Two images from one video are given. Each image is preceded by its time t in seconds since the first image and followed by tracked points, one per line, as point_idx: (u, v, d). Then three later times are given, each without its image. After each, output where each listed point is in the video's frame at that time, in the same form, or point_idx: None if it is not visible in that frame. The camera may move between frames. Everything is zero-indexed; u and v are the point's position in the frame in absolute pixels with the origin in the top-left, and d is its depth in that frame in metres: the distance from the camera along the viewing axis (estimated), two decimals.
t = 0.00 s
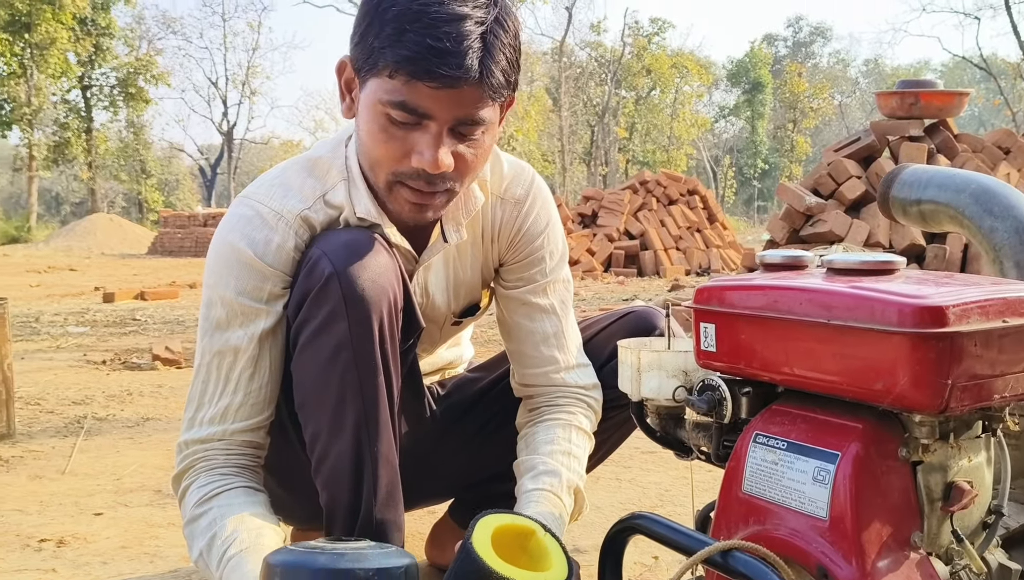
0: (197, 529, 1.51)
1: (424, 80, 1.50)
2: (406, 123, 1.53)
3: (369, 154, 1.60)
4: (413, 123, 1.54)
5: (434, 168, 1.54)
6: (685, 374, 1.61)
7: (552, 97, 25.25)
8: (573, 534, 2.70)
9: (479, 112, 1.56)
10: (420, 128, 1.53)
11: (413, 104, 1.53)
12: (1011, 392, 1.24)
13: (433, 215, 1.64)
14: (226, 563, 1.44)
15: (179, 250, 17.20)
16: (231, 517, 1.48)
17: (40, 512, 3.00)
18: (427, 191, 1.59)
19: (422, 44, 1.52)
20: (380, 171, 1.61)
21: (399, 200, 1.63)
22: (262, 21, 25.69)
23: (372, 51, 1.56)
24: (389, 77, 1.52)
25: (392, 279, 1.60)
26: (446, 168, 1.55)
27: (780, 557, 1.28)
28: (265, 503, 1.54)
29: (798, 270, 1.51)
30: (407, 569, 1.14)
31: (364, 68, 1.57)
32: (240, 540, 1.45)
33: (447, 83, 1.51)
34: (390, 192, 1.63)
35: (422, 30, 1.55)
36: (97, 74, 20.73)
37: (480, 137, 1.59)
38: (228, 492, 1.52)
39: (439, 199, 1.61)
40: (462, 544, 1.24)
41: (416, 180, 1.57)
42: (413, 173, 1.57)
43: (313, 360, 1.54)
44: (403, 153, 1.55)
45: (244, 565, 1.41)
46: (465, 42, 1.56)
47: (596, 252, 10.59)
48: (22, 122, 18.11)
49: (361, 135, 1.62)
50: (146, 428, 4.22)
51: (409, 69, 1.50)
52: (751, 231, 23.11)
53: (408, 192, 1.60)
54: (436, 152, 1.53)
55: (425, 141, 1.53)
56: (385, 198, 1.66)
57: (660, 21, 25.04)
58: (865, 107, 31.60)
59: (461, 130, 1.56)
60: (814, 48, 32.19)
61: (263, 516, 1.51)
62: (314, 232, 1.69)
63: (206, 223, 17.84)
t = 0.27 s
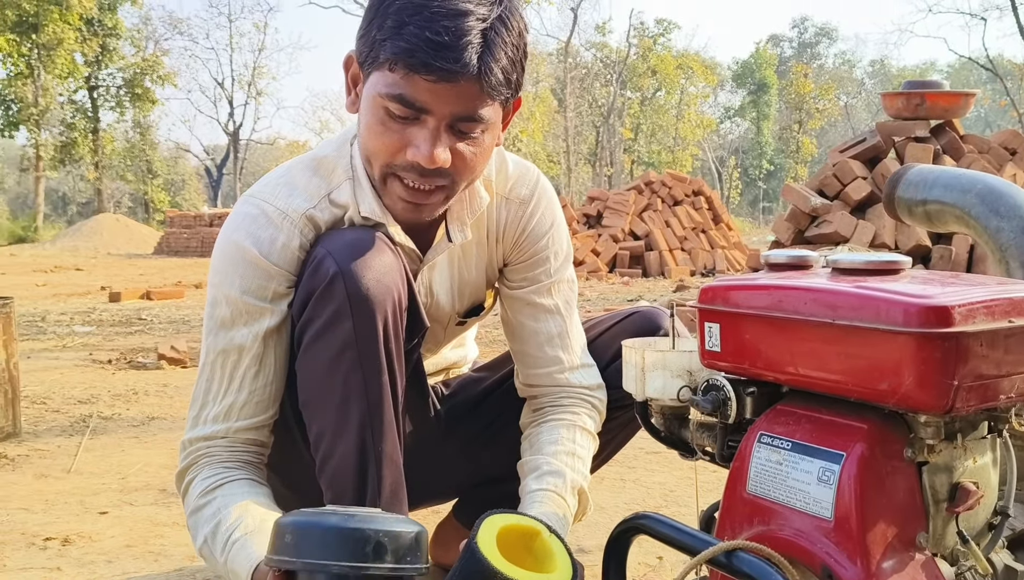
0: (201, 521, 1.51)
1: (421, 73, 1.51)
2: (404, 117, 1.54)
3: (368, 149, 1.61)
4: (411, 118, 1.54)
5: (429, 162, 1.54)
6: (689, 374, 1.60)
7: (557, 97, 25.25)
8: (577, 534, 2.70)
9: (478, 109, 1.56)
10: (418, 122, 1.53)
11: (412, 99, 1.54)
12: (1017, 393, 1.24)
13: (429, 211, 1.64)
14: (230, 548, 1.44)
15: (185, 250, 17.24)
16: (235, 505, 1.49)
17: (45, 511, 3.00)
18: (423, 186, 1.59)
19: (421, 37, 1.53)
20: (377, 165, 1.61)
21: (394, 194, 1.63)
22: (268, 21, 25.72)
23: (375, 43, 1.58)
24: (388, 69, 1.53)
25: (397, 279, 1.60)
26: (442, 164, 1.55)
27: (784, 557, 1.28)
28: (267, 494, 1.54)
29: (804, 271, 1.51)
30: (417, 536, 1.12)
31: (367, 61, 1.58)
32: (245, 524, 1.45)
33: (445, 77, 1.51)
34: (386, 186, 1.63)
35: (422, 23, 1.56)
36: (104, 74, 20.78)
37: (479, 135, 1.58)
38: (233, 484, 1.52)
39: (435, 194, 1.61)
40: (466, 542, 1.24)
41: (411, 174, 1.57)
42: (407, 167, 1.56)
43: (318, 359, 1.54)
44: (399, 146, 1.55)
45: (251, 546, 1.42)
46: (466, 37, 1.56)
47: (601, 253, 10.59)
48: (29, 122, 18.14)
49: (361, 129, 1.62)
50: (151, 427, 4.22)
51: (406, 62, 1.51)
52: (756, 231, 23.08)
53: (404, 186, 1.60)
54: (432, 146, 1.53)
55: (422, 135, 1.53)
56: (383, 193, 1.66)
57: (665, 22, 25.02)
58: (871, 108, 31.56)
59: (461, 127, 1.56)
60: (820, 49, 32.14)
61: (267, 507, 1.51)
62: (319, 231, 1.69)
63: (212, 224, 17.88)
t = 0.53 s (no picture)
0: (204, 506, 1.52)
1: (424, 74, 1.51)
2: (408, 118, 1.53)
3: (373, 150, 1.60)
4: (415, 118, 1.54)
5: (435, 163, 1.53)
6: (692, 373, 1.60)
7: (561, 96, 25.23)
8: (580, 533, 2.70)
9: (482, 108, 1.55)
10: (422, 123, 1.53)
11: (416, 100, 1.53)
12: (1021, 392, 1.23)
13: (435, 211, 1.64)
14: (241, 506, 1.45)
15: (189, 249, 17.26)
16: (242, 478, 1.50)
17: (49, 508, 3.01)
18: (430, 187, 1.59)
19: (424, 38, 1.53)
20: (383, 167, 1.61)
21: (402, 195, 1.62)
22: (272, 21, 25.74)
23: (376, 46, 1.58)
24: (392, 70, 1.53)
25: (400, 278, 1.60)
26: (448, 164, 1.54)
27: (787, 556, 1.27)
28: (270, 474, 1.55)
29: (807, 269, 1.50)
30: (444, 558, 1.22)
31: (369, 62, 1.58)
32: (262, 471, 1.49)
33: (449, 77, 1.51)
34: (393, 187, 1.63)
35: (425, 24, 1.56)
36: (108, 73, 20.79)
37: (485, 134, 1.58)
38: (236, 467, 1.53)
39: (441, 194, 1.60)
40: (474, 549, 1.23)
41: (419, 175, 1.57)
42: (415, 169, 1.56)
43: (320, 356, 1.54)
44: (405, 147, 1.54)
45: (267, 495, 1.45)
46: (469, 37, 1.56)
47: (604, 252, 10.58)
48: (33, 122, 18.14)
49: (366, 133, 1.62)
50: (155, 426, 4.23)
51: (409, 62, 1.51)
52: (760, 231, 23.04)
53: (411, 187, 1.59)
54: (438, 146, 1.53)
55: (428, 135, 1.53)
56: (389, 194, 1.66)
57: (669, 21, 24.99)
58: (875, 108, 31.50)
59: (466, 126, 1.55)
60: (823, 48, 32.09)
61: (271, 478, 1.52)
62: (320, 230, 1.69)
63: (215, 223, 17.89)
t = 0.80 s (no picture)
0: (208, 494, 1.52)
1: (455, 85, 1.51)
2: (441, 128, 1.53)
3: (403, 165, 1.59)
4: (445, 126, 1.54)
5: (478, 166, 1.55)
6: (692, 371, 1.60)
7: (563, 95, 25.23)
8: (580, 531, 2.70)
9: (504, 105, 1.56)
10: (455, 129, 1.53)
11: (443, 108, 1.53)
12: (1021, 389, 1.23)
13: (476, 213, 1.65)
14: (253, 484, 1.46)
15: (190, 248, 17.27)
16: (251, 461, 1.51)
17: (50, 506, 3.02)
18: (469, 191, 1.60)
19: (453, 50, 1.51)
20: (417, 181, 1.61)
21: (439, 205, 1.62)
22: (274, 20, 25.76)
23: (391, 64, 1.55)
24: (417, 89, 1.52)
25: (400, 276, 1.60)
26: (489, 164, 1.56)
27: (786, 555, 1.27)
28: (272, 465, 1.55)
29: (807, 267, 1.50)
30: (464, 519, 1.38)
31: (386, 83, 1.56)
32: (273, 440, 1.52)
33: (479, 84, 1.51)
34: (429, 199, 1.63)
35: (441, 33, 1.53)
36: (110, 72, 20.82)
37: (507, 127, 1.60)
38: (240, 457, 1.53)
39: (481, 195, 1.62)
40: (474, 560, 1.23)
41: (458, 181, 1.58)
42: (455, 174, 1.57)
43: (320, 354, 1.54)
44: (444, 157, 1.55)
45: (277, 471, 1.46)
46: (487, 38, 1.55)
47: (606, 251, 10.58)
48: (35, 121, 18.14)
49: (389, 150, 1.61)
50: (156, 424, 4.23)
51: (440, 77, 1.50)
52: (762, 229, 23.02)
53: (450, 196, 1.60)
54: (477, 150, 1.53)
55: (464, 142, 1.53)
56: (423, 207, 1.65)
57: (671, 19, 24.97)
58: (877, 106, 31.46)
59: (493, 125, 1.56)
60: (825, 46, 32.04)
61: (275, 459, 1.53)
62: (321, 229, 1.69)
63: (217, 221, 17.90)
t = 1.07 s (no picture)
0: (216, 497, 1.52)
1: (442, 86, 1.50)
2: (425, 129, 1.53)
3: (388, 159, 1.60)
4: (430, 126, 1.53)
5: (456, 170, 1.54)
6: (690, 370, 1.60)
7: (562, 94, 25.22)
8: (579, 530, 2.70)
9: (493, 111, 1.56)
10: (439, 130, 1.53)
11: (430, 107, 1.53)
12: (1018, 388, 1.23)
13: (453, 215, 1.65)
14: (258, 477, 1.46)
15: (190, 247, 17.27)
16: (257, 455, 1.51)
17: (50, 506, 3.02)
18: (449, 193, 1.60)
19: (439, 51, 1.51)
20: (399, 176, 1.61)
21: (419, 202, 1.63)
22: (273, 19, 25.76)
23: (384, 59, 1.56)
24: (404, 84, 1.52)
25: (399, 276, 1.60)
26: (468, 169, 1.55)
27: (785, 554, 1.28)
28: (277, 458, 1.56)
29: (805, 266, 1.50)
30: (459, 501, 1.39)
31: (376, 77, 1.56)
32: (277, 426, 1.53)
33: (466, 88, 1.51)
34: (409, 195, 1.64)
35: (437, 36, 1.53)
36: (110, 72, 20.81)
37: (496, 133, 1.60)
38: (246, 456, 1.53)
39: (459, 198, 1.62)
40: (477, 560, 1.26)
41: (438, 182, 1.58)
42: (434, 175, 1.57)
43: (320, 354, 1.54)
44: (424, 157, 1.55)
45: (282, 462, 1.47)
46: (479, 43, 1.55)
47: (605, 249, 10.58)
48: (35, 120, 18.12)
49: (378, 143, 1.62)
50: (156, 424, 4.24)
51: (426, 77, 1.50)
52: (762, 227, 23.01)
53: (430, 194, 1.60)
54: (458, 154, 1.53)
55: (446, 144, 1.53)
56: (405, 203, 1.66)
57: (670, 17, 24.98)
58: (877, 104, 31.43)
59: (479, 129, 1.56)
60: (824, 45, 32.04)
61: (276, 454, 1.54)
62: (321, 228, 1.70)
63: (217, 221, 17.90)
